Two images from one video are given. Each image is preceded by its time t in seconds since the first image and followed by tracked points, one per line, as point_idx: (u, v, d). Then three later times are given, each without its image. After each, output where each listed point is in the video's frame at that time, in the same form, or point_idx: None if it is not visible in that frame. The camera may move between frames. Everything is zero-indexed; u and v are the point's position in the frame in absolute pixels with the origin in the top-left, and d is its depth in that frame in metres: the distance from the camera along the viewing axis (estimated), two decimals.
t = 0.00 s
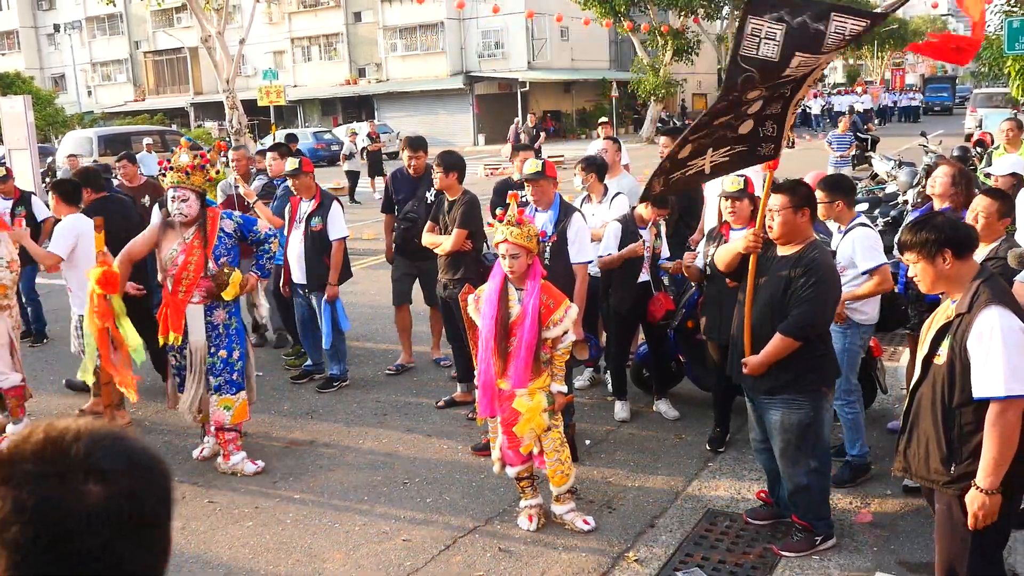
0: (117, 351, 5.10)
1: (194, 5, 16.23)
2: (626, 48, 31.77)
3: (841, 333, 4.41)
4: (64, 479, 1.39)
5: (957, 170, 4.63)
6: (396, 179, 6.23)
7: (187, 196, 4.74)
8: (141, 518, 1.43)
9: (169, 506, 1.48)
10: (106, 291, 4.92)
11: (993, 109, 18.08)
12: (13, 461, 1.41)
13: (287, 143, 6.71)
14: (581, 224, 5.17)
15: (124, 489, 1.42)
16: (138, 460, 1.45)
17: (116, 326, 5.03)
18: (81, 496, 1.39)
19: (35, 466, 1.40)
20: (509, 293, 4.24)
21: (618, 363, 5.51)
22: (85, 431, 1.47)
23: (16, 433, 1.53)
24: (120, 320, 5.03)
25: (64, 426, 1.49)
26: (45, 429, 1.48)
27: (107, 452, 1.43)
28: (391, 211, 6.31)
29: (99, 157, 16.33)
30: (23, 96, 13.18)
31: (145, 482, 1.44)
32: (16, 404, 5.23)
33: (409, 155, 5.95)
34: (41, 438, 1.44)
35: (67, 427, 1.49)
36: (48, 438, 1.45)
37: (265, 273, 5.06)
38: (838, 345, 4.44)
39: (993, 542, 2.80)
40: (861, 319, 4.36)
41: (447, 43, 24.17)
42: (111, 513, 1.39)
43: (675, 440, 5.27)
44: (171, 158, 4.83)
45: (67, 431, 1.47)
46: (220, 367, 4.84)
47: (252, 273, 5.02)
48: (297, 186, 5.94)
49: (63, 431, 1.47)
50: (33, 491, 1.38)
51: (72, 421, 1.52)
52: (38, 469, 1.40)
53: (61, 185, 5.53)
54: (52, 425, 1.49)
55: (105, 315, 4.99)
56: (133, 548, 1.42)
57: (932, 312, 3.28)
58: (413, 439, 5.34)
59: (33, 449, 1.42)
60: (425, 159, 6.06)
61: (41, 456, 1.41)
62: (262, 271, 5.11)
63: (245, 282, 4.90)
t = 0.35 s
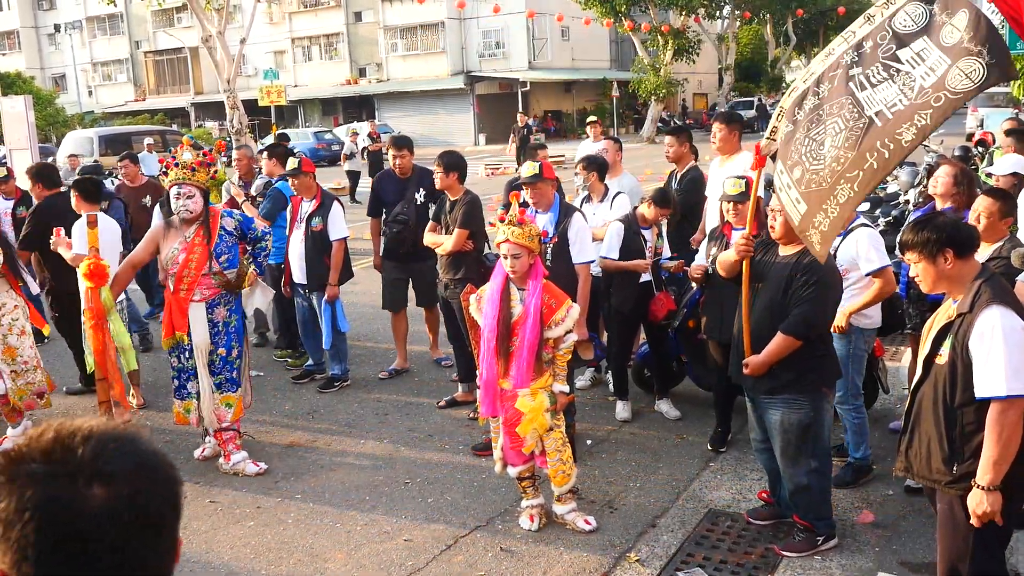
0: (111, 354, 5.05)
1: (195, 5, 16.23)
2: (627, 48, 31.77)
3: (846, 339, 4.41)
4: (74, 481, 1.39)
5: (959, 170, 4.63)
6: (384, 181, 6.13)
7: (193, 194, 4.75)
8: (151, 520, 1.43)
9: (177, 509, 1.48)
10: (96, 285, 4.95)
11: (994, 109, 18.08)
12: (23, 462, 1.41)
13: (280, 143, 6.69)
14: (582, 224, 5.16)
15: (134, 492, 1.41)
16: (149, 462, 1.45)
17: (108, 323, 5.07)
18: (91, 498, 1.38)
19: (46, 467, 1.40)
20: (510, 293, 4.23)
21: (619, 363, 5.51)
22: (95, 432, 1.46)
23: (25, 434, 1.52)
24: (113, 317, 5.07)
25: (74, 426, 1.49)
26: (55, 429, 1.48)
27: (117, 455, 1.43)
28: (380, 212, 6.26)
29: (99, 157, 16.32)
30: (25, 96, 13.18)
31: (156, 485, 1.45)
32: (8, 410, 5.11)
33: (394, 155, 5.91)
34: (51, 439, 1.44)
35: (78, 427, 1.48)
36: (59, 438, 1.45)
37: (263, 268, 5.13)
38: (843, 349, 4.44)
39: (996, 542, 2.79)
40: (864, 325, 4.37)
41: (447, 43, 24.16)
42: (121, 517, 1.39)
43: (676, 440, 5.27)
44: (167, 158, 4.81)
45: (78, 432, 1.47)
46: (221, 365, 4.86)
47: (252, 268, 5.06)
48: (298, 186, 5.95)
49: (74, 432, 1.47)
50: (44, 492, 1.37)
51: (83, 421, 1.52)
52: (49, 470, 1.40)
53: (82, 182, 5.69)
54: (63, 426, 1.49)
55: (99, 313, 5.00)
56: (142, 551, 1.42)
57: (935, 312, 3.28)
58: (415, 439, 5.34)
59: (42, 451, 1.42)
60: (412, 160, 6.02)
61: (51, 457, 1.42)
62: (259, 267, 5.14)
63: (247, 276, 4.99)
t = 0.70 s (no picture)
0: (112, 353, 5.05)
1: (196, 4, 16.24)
2: (628, 48, 31.75)
3: (846, 341, 4.43)
4: (75, 481, 1.40)
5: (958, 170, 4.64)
6: (373, 182, 6.12)
7: (197, 194, 4.77)
8: (151, 521, 1.44)
9: (179, 509, 1.49)
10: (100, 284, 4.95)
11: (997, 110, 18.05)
12: (23, 461, 1.42)
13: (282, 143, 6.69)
14: (584, 224, 5.18)
15: (134, 492, 1.42)
16: (151, 462, 1.46)
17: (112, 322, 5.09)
18: (91, 499, 1.39)
19: (46, 466, 1.41)
20: (513, 292, 4.23)
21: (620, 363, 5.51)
22: (100, 431, 1.47)
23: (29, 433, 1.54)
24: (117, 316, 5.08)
25: (76, 424, 1.50)
26: (57, 428, 1.49)
27: (117, 455, 1.44)
28: (369, 215, 6.24)
29: (101, 157, 16.32)
30: (27, 96, 13.19)
31: (157, 485, 1.45)
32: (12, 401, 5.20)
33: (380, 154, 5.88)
34: (52, 437, 1.45)
35: (83, 426, 1.49)
36: (63, 436, 1.45)
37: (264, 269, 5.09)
38: (844, 351, 4.44)
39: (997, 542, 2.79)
40: (863, 329, 4.37)
41: (448, 43, 24.16)
42: (121, 517, 1.40)
43: (676, 440, 5.27)
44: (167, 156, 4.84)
45: (79, 430, 1.48)
46: (223, 365, 4.86)
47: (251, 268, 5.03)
48: (299, 186, 5.97)
49: (75, 430, 1.48)
50: (45, 491, 1.38)
51: (85, 419, 1.53)
52: (48, 470, 1.41)
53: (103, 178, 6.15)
54: (68, 424, 1.50)
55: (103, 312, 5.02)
56: (142, 551, 1.43)
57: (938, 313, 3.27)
58: (416, 439, 5.34)
59: (41, 449, 1.43)
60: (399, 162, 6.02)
61: (50, 457, 1.42)
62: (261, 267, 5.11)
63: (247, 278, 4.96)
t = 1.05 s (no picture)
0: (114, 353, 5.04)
1: (198, 5, 16.28)
2: (630, 48, 31.73)
3: (847, 344, 4.42)
4: (92, 477, 1.44)
5: (959, 170, 4.64)
6: (374, 183, 6.12)
7: (200, 193, 4.79)
8: (165, 517, 1.47)
9: (191, 508, 1.53)
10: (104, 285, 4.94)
11: (999, 109, 18.00)
12: (40, 457, 1.46)
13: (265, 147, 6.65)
14: (585, 224, 5.19)
15: (149, 489, 1.46)
16: (164, 460, 1.50)
17: (115, 322, 5.10)
18: (108, 494, 1.43)
19: (63, 462, 1.45)
20: (514, 292, 4.23)
21: (620, 363, 5.51)
22: (113, 429, 1.51)
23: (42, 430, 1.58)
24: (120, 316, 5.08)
25: (90, 422, 1.54)
26: (72, 425, 1.52)
27: (133, 451, 1.48)
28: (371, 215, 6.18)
29: (103, 158, 16.36)
30: (28, 96, 13.21)
31: (170, 482, 1.49)
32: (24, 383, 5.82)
33: (382, 156, 5.86)
34: (67, 434, 1.49)
35: (97, 424, 1.53)
36: (78, 433, 1.49)
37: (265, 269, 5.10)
38: (846, 354, 4.43)
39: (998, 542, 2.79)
40: (865, 332, 4.37)
41: (450, 43, 24.16)
42: (136, 513, 1.44)
43: (678, 440, 5.27)
44: (167, 156, 4.84)
45: (93, 428, 1.52)
46: (226, 365, 4.88)
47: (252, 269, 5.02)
48: (300, 186, 5.97)
49: (90, 427, 1.51)
50: (61, 487, 1.42)
51: (98, 418, 1.57)
52: (65, 466, 1.44)
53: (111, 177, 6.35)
54: (81, 422, 1.54)
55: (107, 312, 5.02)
56: (154, 548, 1.46)
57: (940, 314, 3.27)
58: (416, 438, 5.35)
59: (58, 446, 1.47)
60: (401, 162, 5.96)
61: (66, 452, 1.46)
62: (261, 269, 5.12)
63: (250, 279, 4.95)
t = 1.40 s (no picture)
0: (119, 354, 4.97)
1: (198, 6, 16.28)
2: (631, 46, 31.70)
3: (851, 345, 4.40)
4: (112, 476, 1.47)
5: (964, 169, 4.62)
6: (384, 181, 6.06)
7: (205, 193, 4.79)
8: (183, 516, 1.52)
9: (206, 509, 1.57)
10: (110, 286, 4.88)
11: (1002, 107, 17.98)
12: (61, 457, 1.50)
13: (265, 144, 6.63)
14: (587, 223, 5.17)
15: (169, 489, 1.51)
16: (180, 461, 1.54)
17: (120, 323, 5.04)
18: (128, 494, 1.47)
19: (84, 462, 1.49)
20: (518, 290, 4.23)
21: (622, 363, 5.49)
22: (131, 430, 1.55)
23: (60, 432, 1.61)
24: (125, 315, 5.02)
25: (109, 423, 1.58)
26: (91, 426, 1.57)
27: (152, 452, 1.52)
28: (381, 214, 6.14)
29: (105, 158, 16.35)
30: (30, 96, 13.21)
31: (187, 482, 1.54)
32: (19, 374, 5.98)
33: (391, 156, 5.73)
34: (87, 433, 1.53)
35: (115, 425, 1.57)
36: (97, 434, 1.53)
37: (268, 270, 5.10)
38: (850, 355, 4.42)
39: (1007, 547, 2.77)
40: (869, 335, 4.35)
41: (449, 42, 24.15)
42: (155, 512, 1.48)
43: (680, 440, 5.26)
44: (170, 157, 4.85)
45: (113, 428, 1.56)
46: (229, 364, 4.87)
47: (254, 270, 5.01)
48: (301, 186, 5.94)
49: (109, 428, 1.56)
50: (83, 487, 1.45)
51: (116, 419, 1.61)
52: (87, 466, 1.48)
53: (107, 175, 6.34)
54: (99, 423, 1.58)
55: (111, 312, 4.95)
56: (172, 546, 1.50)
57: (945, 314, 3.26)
58: (418, 438, 5.34)
59: (79, 446, 1.51)
60: (411, 163, 5.86)
61: (87, 452, 1.50)
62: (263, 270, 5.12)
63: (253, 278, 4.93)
